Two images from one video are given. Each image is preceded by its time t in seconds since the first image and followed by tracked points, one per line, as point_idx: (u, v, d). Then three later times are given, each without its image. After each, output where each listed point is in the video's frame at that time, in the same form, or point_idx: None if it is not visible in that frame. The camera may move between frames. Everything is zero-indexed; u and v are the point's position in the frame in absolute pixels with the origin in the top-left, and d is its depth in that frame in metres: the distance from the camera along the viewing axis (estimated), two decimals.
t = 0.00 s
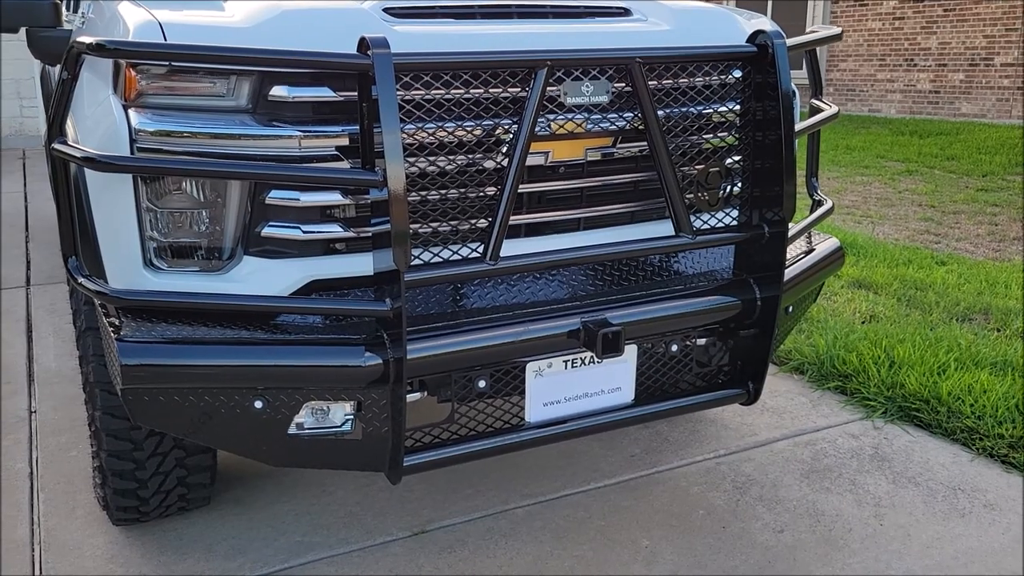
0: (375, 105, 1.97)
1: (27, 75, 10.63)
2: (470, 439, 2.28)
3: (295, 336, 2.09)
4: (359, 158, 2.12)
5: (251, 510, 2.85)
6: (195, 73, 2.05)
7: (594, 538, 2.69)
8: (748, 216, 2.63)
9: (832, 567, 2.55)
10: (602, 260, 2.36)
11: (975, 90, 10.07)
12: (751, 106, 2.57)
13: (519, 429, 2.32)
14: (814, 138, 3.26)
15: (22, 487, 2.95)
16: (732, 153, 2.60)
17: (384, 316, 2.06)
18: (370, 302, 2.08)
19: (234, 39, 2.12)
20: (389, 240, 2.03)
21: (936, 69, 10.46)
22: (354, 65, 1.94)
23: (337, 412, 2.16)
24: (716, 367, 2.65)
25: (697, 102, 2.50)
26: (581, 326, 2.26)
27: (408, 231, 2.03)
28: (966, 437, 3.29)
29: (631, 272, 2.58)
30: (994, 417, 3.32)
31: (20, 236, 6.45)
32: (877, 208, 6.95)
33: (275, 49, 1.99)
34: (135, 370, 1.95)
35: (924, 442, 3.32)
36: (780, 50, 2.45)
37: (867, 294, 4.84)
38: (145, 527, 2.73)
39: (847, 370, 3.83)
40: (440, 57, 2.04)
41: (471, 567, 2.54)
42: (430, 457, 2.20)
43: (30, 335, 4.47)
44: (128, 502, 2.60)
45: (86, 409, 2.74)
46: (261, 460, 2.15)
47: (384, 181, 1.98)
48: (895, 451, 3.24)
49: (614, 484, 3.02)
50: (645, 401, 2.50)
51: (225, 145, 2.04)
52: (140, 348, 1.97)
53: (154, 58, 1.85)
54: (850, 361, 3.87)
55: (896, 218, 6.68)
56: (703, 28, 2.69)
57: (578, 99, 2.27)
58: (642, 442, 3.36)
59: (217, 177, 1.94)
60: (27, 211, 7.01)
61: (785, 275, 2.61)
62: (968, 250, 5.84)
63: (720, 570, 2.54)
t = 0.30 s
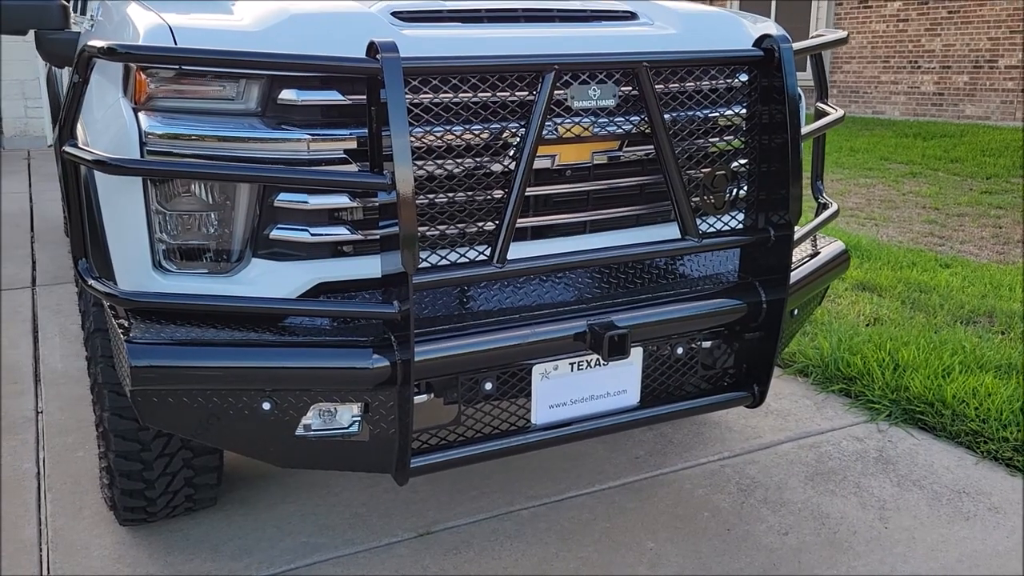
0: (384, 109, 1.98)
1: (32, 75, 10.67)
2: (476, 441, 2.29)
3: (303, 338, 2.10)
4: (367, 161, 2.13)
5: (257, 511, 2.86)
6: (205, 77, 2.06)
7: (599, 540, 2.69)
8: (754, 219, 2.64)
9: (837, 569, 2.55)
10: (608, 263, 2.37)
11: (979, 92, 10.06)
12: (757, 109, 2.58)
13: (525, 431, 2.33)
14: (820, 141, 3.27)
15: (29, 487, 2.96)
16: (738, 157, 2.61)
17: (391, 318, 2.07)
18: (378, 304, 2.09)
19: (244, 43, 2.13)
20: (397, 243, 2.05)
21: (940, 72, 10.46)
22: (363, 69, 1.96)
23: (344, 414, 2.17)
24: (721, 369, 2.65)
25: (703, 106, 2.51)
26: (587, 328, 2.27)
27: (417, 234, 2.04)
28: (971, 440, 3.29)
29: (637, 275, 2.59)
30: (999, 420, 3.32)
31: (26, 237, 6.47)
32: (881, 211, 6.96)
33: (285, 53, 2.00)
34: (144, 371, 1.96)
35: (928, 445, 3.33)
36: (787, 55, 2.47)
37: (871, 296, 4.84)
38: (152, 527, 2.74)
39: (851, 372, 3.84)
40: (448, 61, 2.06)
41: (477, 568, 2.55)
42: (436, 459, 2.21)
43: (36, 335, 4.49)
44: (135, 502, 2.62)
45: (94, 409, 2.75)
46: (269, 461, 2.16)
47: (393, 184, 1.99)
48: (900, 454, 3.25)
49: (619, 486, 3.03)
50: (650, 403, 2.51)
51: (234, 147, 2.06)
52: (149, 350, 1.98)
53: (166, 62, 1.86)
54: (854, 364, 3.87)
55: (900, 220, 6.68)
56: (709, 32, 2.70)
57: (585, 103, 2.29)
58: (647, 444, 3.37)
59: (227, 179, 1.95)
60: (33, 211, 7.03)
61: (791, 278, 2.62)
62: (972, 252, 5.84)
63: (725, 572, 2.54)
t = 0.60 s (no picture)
0: (393, 108, 1.99)
1: (41, 75, 10.70)
2: (483, 440, 2.29)
3: (312, 336, 2.10)
4: (375, 160, 2.14)
5: (264, 509, 2.87)
6: (214, 76, 2.07)
7: (606, 539, 2.70)
8: (761, 220, 2.64)
9: (844, 570, 2.55)
10: (615, 262, 2.37)
11: (987, 93, 10.03)
12: (765, 110, 2.58)
13: (532, 430, 2.34)
14: (827, 141, 3.26)
15: (38, 485, 2.98)
16: (746, 157, 2.61)
17: (400, 317, 2.08)
18: (386, 303, 2.10)
19: (254, 42, 2.14)
20: (406, 242, 2.05)
21: (948, 72, 10.43)
22: (373, 69, 1.97)
23: (353, 412, 2.18)
24: (729, 370, 2.65)
25: (711, 106, 2.51)
26: (595, 328, 2.27)
27: (425, 234, 2.05)
28: (979, 441, 3.29)
29: (644, 275, 2.59)
30: (1007, 421, 3.32)
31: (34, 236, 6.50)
32: (888, 211, 6.94)
33: (294, 53, 2.00)
34: (154, 369, 1.97)
35: (936, 446, 3.32)
36: (795, 55, 2.46)
37: (878, 297, 4.83)
38: (161, 525, 2.75)
39: (859, 373, 3.83)
40: (457, 61, 2.06)
41: (483, 567, 2.55)
42: (444, 458, 2.22)
43: (44, 334, 4.51)
44: (144, 500, 2.63)
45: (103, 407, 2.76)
46: (277, 459, 2.17)
47: (402, 184, 2.00)
48: (907, 455, 3.24)
49: (626, 486, 3.03)
50: (657, 403, 2.51)
51: (244, 146, 2.07)
52: (159, 348, 1.99)
53: (176, 61, 1.87)
54: (861, 364, 3.87)
55: (907, 221, 6.67)
56: (717, 32, 2.70)
57: (593, 103, 2.30)
58: (653, 444, 3.37)
59: (237, 179, 1.96)
60: (41, 211, 7.05)
61: (799, 279, 2.62)
62: (980, 253, 5.82)
63: (732, 572, 2.54)
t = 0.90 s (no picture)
0: (401, 110, 2.00)
1: (50, 76, 10.75)
2: (489, 441, 2.30)
3: (319, 337, 2.11)
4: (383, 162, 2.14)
5: (271, 509, 2.87)
6: (223, 78, 2.08)
7: (612, 541, 2.69)
8: (769, 222, 2.63)
9: (850, 573, 2.54)
10: (622, 264, 2.37)
11: (996, 95, 9.99)
12: (773, 112, 2.58)
13: (538, 432, 2.34)
14: (835, 143, 3.26)
15: (46, 485, 2.99)
16: (753, 159, 2.60)
17: (407, 319, 2.08)
18: (393, 305, 2.11)
19: (262, 44, 2.15)
20: (413, 244, 2.06)
21: (957, 74, 10.39)
22: (380, 71, 1.97)
23: (359, 414, 2.19)
24: (735, 372, 2.65)
25: (719, 108, 2.51)
26: (601, 330, 2.27)
27: (432, 235, 2.05)
28: (987, 444, 3.27)
29: (651, 277, 2.59)
30: (1015, 425, 3.30)
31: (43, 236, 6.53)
32: (897, 213, 6.92)
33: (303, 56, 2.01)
34: (162, 370, 1.98)
35: (944, 449, 3.31)
36: (803, 58, 2.46)
37: (886, 299, 4.82)
38: (168, 525, 2.76)
39: (866, 376, 3.82)
40: (465, 63, 2.07)
41: (489, 568, 2.55)
42: (451, 459, 2.22)
43: (53, 334, 4.53)
44: (151, 500, 2.64)
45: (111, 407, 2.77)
46: (284, 460, 2.18)
47: (409, 185, 2.00)
48: (915, 458, 3.23)
49: (632, 488, 3.03)
50: (663, 405, 2.51)
51: (252, 148, 2.07)
52: (167, 349, 2.00)
53: (185, 64, 1.88)
54: (869, 367, 3.85)
55: (915, 223, 6.64)
56: (725, 34, 2.70)
57: (600, 105, 2.30)
58: (660, 446, 3.37)
59: (245, 180, 1.97)
60: (50, 211, 7.08)
61: (806, 281, 2.62)
62: (988, 256, 5.80)
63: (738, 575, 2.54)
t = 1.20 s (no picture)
0: (405, 112, 2.00)
1: (58, 78, 10.80)
2: (494, 443, 2.29)
3: (324, 338, 2.11)
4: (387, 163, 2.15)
5: (276, 510, 2.88)
6: (228, 80, 2.09)
7: (617, 543, 2.69)
8: (774, 224, 2.63)
9: None
10: (627, 266, 2.37)
11: (1004, 97, 9.96)
12: (778, 113, 2.57)
13: (543, 434, 2.34)
14: (841, 144, 3.25)
15: (53, 485, 3.00)
16: (758, 161, 2.60)
17: (411, 320, 2.08)
18: (398, 306, 2.11)
19: (267, 46, 2.15)
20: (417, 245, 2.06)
21: (964, 76, 10.36)
22: (384, 73, 1.97)
23: (363, 414, 2.19)
24: (741, 374, 2.64)
25: (724, 110, 2.51)
26: (606, 331, 2.27)
27: (436, 236, 2.05)
28: (994, 447, 3.26)
29: (656, 278, 2.59)
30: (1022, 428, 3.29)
31: (50, 237, 6.56)
32: (903, 215, 6.90)
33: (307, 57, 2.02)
34: (167, 371, 1.99)
35: (950, 452, 3.29)
36: (808, 59, 2.47)
37: (892, 302, 4.80)
38: (173, 526, 2.77)
39: (872, 378, 3.81)
40: (469, 65, 2.07)
41: (494, 570, 2.55)
42: (455, 461, 2.22)
43: (60, 334, 4.55)
44: (157, 500, 2.65)
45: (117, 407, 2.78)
46: (288, 461, 2.18)
47: (413, 186, 2.01)
48: (921, 461, 3.22)
49: (637, 490, 3.02)
50: (668, 407, 2.50)
51: (257, 149, 2.08)
52: (172, 350, 2.00)
53: (190, 65, 1.89)
54: (874, 369, 3.84)
55: (922, 225, 6.62)
56: (730, 35, 2.70)
57: (605, 106, 2.29)
58: (665, 448, 3.36)
59: (250, 181, 1.97)
60: (57, 212, 7.11)
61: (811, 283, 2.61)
62: (996, 258, 5.78)
63: None
